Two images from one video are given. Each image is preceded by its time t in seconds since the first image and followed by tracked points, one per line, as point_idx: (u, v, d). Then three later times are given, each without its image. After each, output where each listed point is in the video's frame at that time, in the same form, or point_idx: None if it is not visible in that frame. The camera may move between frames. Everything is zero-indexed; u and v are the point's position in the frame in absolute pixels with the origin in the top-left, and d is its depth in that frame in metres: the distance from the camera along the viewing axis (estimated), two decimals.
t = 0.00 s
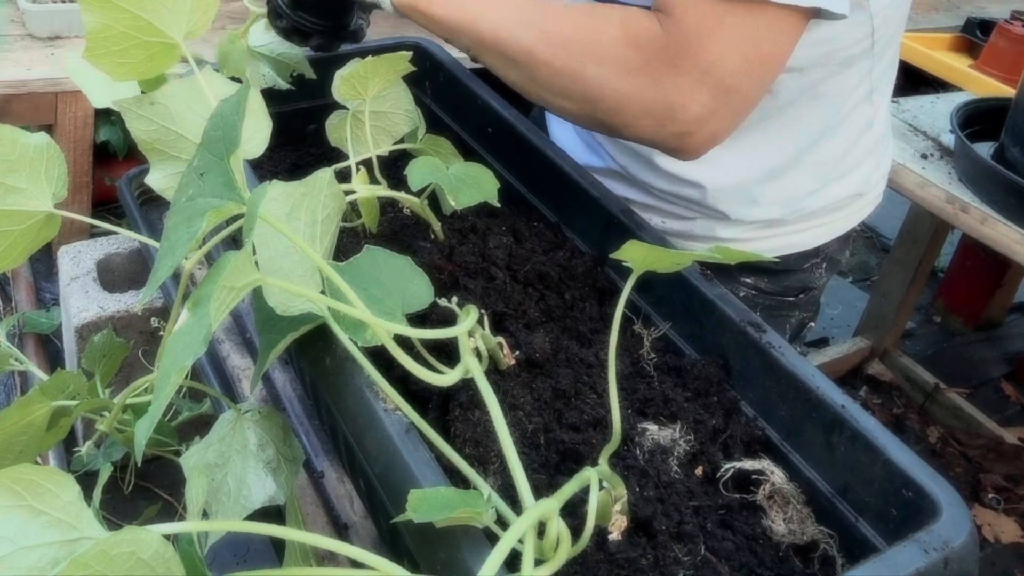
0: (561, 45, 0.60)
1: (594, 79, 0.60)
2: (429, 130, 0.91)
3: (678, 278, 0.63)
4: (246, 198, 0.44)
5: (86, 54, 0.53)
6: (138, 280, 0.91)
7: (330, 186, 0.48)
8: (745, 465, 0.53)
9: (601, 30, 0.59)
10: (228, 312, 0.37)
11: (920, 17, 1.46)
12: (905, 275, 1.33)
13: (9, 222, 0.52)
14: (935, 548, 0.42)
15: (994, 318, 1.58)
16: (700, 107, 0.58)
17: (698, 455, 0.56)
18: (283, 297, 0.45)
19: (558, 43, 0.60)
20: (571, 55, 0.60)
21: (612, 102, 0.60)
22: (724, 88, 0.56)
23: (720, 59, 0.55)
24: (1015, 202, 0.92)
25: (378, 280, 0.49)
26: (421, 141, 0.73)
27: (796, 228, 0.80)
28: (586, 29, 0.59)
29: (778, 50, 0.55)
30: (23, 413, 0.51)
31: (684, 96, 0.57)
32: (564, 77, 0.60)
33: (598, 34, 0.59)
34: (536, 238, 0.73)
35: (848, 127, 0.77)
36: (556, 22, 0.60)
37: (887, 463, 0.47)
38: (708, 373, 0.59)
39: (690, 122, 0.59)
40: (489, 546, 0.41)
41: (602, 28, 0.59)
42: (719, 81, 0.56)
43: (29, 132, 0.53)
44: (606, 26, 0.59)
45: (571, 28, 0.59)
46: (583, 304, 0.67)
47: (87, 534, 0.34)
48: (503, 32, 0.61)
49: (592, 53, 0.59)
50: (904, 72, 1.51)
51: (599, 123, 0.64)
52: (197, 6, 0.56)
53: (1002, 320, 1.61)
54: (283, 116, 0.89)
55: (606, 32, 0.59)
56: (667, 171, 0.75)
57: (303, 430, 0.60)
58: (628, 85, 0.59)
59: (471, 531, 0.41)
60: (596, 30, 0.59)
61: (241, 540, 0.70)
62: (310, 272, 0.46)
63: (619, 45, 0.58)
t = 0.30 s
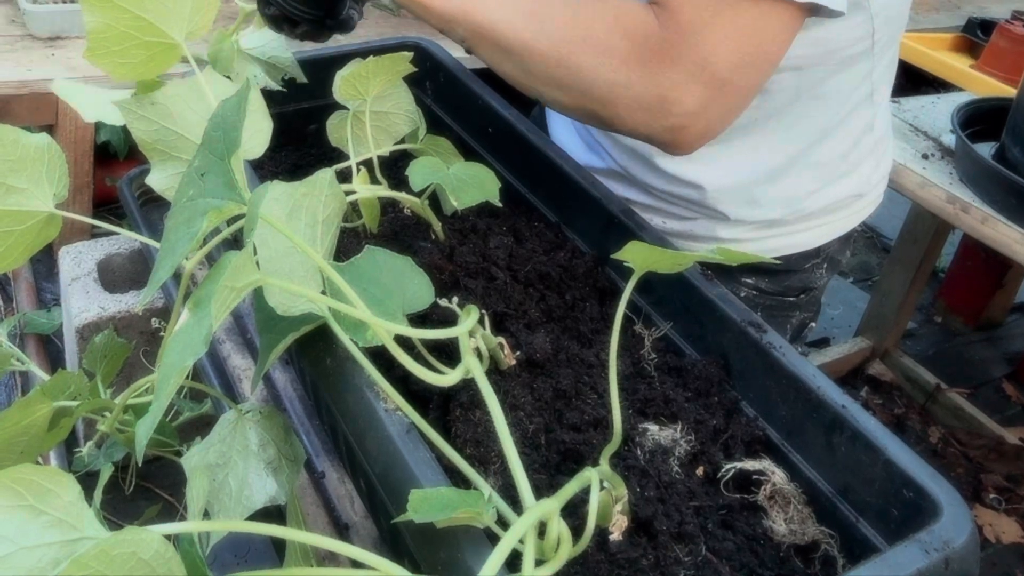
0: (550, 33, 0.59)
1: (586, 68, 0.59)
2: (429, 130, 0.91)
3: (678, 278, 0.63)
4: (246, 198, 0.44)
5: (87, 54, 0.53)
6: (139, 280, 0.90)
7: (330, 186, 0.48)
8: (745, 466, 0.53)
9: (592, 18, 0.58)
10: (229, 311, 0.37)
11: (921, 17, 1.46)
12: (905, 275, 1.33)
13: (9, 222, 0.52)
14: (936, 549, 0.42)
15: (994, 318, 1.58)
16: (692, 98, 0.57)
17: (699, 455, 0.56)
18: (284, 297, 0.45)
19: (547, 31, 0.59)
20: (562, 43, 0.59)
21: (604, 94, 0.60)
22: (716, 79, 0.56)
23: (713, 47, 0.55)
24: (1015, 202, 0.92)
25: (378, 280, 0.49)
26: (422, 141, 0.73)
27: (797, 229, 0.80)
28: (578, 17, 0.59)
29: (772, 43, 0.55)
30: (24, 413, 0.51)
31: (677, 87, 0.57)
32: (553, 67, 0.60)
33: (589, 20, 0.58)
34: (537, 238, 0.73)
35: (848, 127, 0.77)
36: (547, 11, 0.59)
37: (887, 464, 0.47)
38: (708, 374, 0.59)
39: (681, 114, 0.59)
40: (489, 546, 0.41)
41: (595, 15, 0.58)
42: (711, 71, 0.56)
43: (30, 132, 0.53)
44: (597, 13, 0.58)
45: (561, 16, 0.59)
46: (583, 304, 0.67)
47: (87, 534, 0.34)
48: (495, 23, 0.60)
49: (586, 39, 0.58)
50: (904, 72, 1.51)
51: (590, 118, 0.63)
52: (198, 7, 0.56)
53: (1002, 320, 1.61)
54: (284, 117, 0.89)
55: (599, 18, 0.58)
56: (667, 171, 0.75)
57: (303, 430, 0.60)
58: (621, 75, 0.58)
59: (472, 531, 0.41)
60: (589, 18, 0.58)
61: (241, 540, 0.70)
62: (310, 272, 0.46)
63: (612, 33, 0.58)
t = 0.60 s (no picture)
0: (550, 21, 0.59)
1: (585, 57, 0.59)
2: (428, 130, 0.91)
3: (678, 277, 0.63)
4: (244, 199, 0.44)
5: (86, 55, 0.53)
6: (139, 280, 0.90)
7: (329, 186, 0.48)
8: (745, 465, 0.53)
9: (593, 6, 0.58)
10: (228, 312, 0.37)
11: (920, 15, 1.46)
12: (905, 274, 1.33)
13: (8, 223, 0.52)
14: (935, 548, 0.42)
15: (994, 316, 1.58)
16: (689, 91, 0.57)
17: (698, 455, 0.56)
18: (283, 297, 0.45)
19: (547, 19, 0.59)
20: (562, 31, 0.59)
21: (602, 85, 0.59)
22: (715, 73, 0.56)
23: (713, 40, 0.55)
24: (1015, 201, 0.92)
25: (377, 280, 0.49)
26: (421, 141, 0.72)
27: (796, 228, 0.80)
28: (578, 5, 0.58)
29: (773, 39, 0.55)
30: (24, 414, 0.51)
31: (676, 81, 0.57)
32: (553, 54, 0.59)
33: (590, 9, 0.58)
34: (536, 238, 0.73)
35: (847, 127, 0.77)
36: None
37: (886, 463, 0.47)
38: (708, 373, 0.59)
39: (681, 109, 0.58)
40: (489, 546, 0.41)
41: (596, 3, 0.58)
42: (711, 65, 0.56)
43: (28, 132, 0.53)
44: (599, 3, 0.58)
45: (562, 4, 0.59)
46: (583, 303, 0.67)
47: (86, 535, 0.34)
48: (497, 6, 0.59)
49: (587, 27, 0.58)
50: (903, 71, 1.51)
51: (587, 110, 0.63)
52: (196, 7, 0.56)
53: (1002, 319, 1.61)
54: (283, 116, 0.89)
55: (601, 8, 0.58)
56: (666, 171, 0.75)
57: (303, 430, 0.60)
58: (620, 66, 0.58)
59: (471, 531, 0.41)
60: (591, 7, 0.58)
61: (241, 541, 0.70)
62: (309, 272, 0.46)
63: (614, 23, 0.58)
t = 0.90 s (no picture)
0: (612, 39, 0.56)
1: (656, 97, 0.57)
2: (427, 130, 0.90)
3: (676, 277, 0.63)
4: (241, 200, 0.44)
5: (83, 56, 0.53)
6: (138, 282, 0.90)
7: (327, 187, 0.48)
8: (744, 465, 0.53)
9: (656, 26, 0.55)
10: (226, 312, 0.37)
11: (918, 14, 1.46)
12: (904, 273, 1.33)
13: (8, 225, 0.52)
14: (935, 547, 0.42)
15: (994, 315, 1.58)
16: (763, 119, 0.56)
17: (697, 454, 0.56)
18: (281, 298, 0.45)
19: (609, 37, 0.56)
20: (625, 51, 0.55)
21: (668, 110, 0.57)
22: (785, 102, 0.55)
23: (786, 72, 0.54)
24: (1013, 200, 0.92)
25: (376, 280, 0.49)
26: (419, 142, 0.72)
27: (795, 228, 0.80)
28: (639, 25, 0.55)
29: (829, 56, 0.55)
30: (22, 416, 0.51)
31: (751, 114, 0.56)
32: (623, 85, 0.57)
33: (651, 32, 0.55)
34: (535, 238, 0.73)
35: (845, 126, 0.77)
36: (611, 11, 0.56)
37: (886, 462, 0.48)
38: (706, 373, 0.59)
39: (755, 144, 0.58)
40: (488, 547, 0.41)
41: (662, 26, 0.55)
42: (781, 97, 0.55)
43: (26, 134, 0.53)
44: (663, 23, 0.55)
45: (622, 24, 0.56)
46: (581, 303, 0.67)
47: (85, 537, 0.34)
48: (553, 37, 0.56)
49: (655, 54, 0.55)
50: (901, 70, 1.51)
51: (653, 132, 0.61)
52: (194, 7, 0.56)
53: (1001, 317, 1.61)
54: (282, 117, 0.89)
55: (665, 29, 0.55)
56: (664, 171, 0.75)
57: (303, 431, 0.60)
58: (692, 92, 0.56)
59: (470, 532, 0.41)
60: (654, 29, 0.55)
61: (240, 542, 0.70)
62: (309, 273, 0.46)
63: (683, 59, 0.55)
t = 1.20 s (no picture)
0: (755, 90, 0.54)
1: (824, 137, 0.56)
2: (426, 129, 0.90)
3: (675, 276, 0.63)
4: (239, 200, 0.44)
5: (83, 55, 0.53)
6: (136, 281, 0.90)
7: (326, 187, 0.48)
8: (743, 463, 0.53)
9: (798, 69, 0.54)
10: (225, 311, 0.37)
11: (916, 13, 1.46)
12: (903, 271, 1.33)
13: (6, 224, 0.52)
14: (933, 545, 0.42)
15: (993, 314, 1.58)
16: (922, 127, 0.56)
17: (696, 453, 0.56)
18: (281, 297, 0.45)
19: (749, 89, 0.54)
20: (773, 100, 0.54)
21: (830, 143, 0.56)
22: (939, 104, 0.55)
23: (937, 81, 0.54)
24: (1013, 199, 0.92)
25: (375, 279, 0.49)
26: (418, 141, 0.72)
27: (796, 228, 0.80)
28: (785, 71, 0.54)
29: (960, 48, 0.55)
30: (22, 415, 0.51)
31: (917, 128, 0.56)
32: (784, 130, 0.56)
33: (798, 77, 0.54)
34: (534, 237, 0.73)
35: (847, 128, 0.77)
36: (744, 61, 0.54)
37: (884, 460, 0.48)
38: (706, 371, 0.60)
39: (919, 151, 0.58)
40: (487, 545, 0.41)
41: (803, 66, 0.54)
42: (940, 103, 0.55)
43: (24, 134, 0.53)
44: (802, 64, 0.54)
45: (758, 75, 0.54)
46: (581, 302, 0.67)
47: (84, 536, 0.34)
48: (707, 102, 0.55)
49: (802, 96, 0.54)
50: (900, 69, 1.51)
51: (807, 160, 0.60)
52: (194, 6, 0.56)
53: (1000, 316, 1.61)
54: (280, 116, 0.89)
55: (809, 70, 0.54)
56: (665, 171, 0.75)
57: (302, 429, 0.60)
58: (851, 123, 0.55)
59: (469, 530, 0.41)
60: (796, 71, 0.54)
61: (239, 540, 0.70)
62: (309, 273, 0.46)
63: (843, 97, 0.54)
